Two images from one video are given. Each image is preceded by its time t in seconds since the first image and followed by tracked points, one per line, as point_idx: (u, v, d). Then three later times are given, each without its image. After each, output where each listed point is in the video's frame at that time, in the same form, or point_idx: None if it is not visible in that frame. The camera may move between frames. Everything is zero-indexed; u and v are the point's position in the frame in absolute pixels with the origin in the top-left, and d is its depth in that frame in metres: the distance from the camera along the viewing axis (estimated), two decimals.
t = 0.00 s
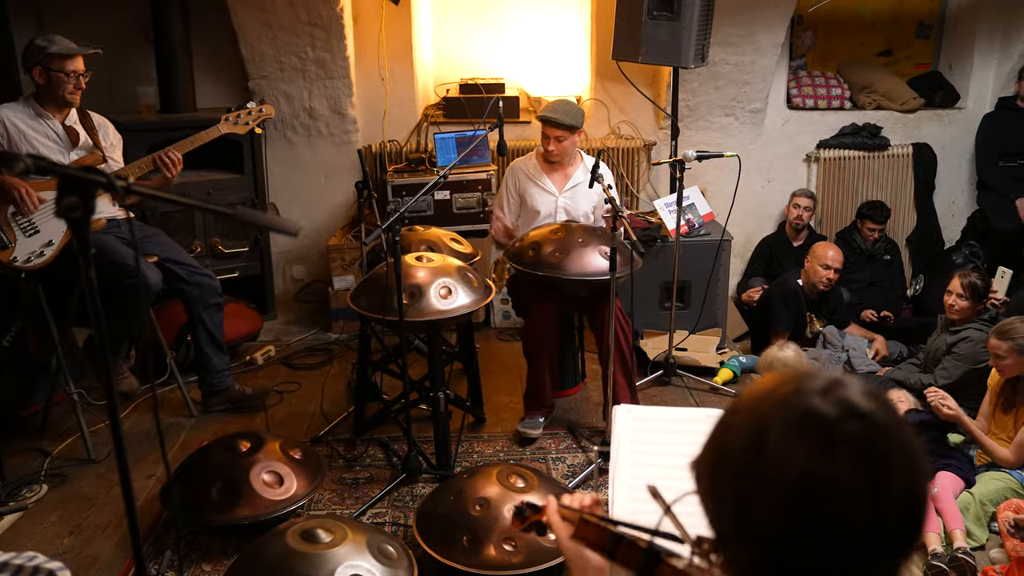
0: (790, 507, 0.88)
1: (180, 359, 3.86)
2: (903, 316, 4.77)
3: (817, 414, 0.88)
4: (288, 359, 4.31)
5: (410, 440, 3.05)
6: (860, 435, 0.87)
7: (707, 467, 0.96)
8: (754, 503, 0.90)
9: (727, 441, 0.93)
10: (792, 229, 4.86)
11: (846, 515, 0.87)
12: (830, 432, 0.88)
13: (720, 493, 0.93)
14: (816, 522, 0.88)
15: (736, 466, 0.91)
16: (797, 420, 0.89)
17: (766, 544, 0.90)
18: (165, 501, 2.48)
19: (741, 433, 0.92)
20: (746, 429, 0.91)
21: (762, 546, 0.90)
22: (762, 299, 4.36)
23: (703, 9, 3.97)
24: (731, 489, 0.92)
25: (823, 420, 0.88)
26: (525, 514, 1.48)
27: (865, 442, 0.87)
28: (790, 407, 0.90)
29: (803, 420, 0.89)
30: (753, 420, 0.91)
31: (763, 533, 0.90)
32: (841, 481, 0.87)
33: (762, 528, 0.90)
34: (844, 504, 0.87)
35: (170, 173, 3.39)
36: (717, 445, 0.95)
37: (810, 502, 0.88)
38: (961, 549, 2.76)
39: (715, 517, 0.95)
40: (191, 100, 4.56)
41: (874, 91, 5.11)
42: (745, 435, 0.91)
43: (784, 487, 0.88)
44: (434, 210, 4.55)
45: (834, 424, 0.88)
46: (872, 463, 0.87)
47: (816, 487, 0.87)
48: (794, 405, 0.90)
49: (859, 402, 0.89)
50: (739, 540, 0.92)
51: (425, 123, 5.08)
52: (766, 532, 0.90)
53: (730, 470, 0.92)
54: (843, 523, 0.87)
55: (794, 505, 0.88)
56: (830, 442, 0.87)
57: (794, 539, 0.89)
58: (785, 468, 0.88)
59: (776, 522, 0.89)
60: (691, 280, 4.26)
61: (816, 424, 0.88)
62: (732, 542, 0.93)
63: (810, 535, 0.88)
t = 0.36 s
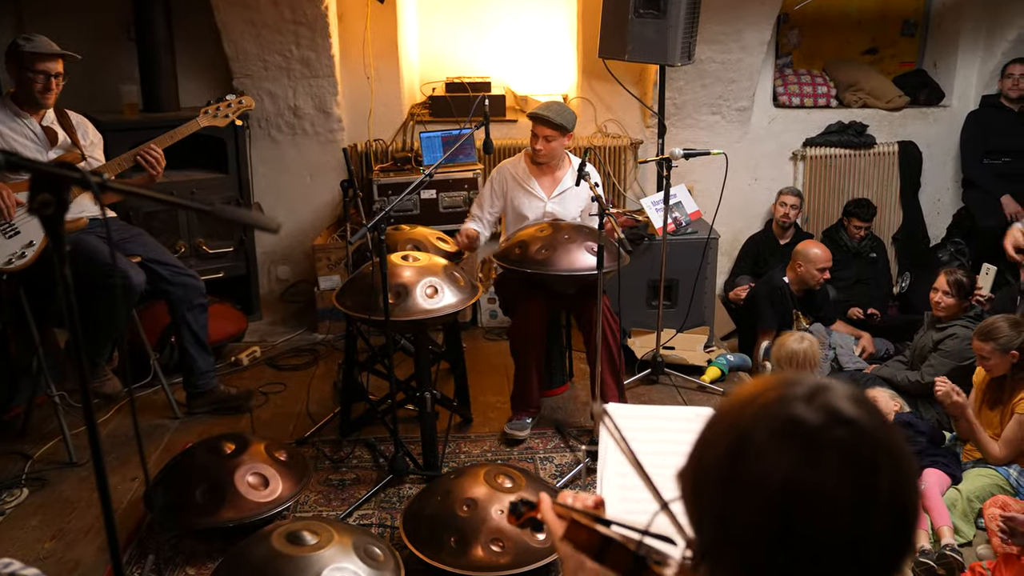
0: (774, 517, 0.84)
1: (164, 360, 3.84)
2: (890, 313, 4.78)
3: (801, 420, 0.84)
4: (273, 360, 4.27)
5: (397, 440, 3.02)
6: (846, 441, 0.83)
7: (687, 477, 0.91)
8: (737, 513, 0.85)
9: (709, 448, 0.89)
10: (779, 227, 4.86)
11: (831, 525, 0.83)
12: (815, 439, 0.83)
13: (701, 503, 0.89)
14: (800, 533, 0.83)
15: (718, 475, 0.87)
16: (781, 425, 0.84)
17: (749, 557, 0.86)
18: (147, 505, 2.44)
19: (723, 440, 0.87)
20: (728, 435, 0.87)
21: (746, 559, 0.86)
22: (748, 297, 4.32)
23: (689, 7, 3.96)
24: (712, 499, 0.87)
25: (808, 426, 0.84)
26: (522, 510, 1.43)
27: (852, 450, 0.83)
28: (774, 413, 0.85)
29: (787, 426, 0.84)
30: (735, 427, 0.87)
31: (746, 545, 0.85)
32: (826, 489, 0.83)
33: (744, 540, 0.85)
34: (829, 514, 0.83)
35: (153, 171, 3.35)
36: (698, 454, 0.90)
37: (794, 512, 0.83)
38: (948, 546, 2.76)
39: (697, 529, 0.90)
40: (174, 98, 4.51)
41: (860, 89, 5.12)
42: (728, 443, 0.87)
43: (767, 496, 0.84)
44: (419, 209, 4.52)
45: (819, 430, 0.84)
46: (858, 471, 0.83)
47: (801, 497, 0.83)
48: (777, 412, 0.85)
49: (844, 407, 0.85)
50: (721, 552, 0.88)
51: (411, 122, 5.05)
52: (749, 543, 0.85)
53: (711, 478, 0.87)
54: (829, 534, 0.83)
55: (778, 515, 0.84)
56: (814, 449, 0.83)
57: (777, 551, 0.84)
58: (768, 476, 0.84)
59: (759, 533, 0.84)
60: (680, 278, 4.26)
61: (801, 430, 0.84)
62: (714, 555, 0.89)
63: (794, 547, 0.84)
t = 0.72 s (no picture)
0: (770, 499, 0.82)
1: (143, 362, 3.79)
2: (871, 309, 4.81)
3: (792, 398, 0.83)
4: (255, 361, 4.23)
5: (381, 440, 3.00)
6: (838, 417, 0.82)
7: (680, 465, 0.89)
8: (732, 498, 0.83)
9: (701, 433, 0.87)
10: (761, 224, 4.88)
11: (827, 506, 0.81)
12: (808, 416, 0.82)
13: (695, 491, 0.86)
14: (798, 515, 0.81)
15: (711, 460, 0.85)
16: (773, 404, 0.83)
17: (747, 544, 0.83)
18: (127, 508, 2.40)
19: (714, 423, 0.85)
20: (721, 417, 0.85)
21: (742, 546, 0.83)
22: (730, 294, 4.33)
23: (671, 3, 3.96)
24: (706, 485, 0.85)
25: (799, 403, 0.82)
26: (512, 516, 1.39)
27: (845, 426, 0.82)
28: (764, 393, 0.84)
29: (778, 405, 0.83)
30: (726, 409, 0.85)
31: (741, 530, 0.83)
32: (821, 467, 0.81)
33: (741, 526, 0.83)
34: (825, 495, 0.81)
35: (130, 169, 3.30)
36: (689, 441, 0.88)
37: (789, 493, 0.81)
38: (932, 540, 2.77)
39: (691, 519, 0.88)
40: (151, 97, 4.45)
41: (840, 87, 5.15)
42: (719, 425, 0.85)
43: (761, 476, 0.81)
44: (402, 207, 4.48)
45: (810, 407, 0.82)
46: (853, 448, 0.81)
47: (796, 477, 0.81)
48: (768, 391, 0.84)
49: (834, 385, 0.84)
50: (718, 542, 0.85)
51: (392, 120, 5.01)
52: (744, 527, 0.83)
53: (704, 464, 0.85)
54: (828, 515, 0.81)
55: (775, 497, 0.81)
56: (808, 426, 0.82)
57: (775, 537, 0.82)
58: (762, 457, 0.81)
59: (756, 517, 0.82)
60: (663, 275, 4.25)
61: (792, 408, 0.82)
62: (711, 546, 0.86)
63: (792, 531, 0.82)
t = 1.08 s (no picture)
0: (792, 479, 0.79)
1: (122, 364, 3.71)
2: (853, 305, 4.83)
3: (811, 375, 0.81)
4: (237, 362, 4.17)
5: (368, 440, 2.96)
6: (860, 394, 0.80)
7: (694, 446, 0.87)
8: (753, 480, 0.81)
9: (716, 413, 0.84)
10: (743, 221, 4.90)
11: (851, 483, 0.79)
12: (829, 394, 0.80)
13: (713, 472, 0.84)
14: (820, 495, 0.79)
15: (730, 441, 0.82)
16: (794, 381, 0.80)
17: (769, 525, 0.81)
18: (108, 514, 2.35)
19: (731, 402, 0.83)
20: (739, 395, 0.82)
21: (763, 524, 0.81)
22: (713, 290, 4.28)
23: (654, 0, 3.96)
24: (724, 467, 0.83)
25: (819, 379, 0.80)
26: (507, 510, 1.43)
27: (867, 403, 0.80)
28: (783, 370, 0.82)
29: (800, 381, 0.80)
30: (745, 387, 0.82)
31: (762, 509, 0.81)
32: (845, 443, 0.79)
33: (762, 506, 0.81)
34: (848, 474, 0.79)
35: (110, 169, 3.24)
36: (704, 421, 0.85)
37: (811, 470, 0.79)
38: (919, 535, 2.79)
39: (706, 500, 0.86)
40: (129, 95, 4.38)
41: (821, 84, 5.17)
42: (737, 404, 0.82)
43: (784, 454, 0.79)
44: (384, 206, 4.44)
45: (831, 384, 0.80)
46: (877, 424, 0.79)
47: (820, 455, 0.79)
48: (787, 369, 0.82)
49: (854, 361, 0.82)
50: (737, 524, 0.83)
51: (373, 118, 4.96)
52: (766, 506, 0.81)
53: (721, 444, 0.83)
54: (852, 493, 0.79)
55: (797, 478, 0.79)
56: (829, 403, 0.79)
57: (797, 514, 0.80)
58: (785, 435, 0.79)
59: (778, 497, 0.80)
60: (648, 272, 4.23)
61: (813, 386, 0.80)
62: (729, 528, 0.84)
63: (814, 510, 0.80)
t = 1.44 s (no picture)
0: (847, 487, 0.74)
1: (92, 367, 3.61)
2: (830, 299, 4.85)
3: (868, 374, 0.75)
4: (211, 363, 4.08)
5: (349, 440, 2.90)
6: (923, 393, 0.74)
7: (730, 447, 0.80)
8: (810, 487, 0.75)
9: (759, 414, 0.78)
10: (721, 216, 4.89)
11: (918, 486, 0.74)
12: (889, 395, 0.74)
13: (754, 476, 0.78)
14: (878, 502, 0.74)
15: (776, 444, 0.76)
16: (852, 381, 0.75)
17: (819, 534, 0.76)
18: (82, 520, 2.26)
19: (779, 403, 0.76)
20: (789, 396, 0.76)
21: (821, 532, 0.76)
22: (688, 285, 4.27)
23: None
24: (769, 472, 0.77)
25: (878, 377, 0.75)
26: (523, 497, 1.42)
27: (929, 405, 0.74)
28: (837, 369, 0.76)
29: (857, 381, 0.75)
30: (794, 386, 0.76)
31: (820, 516, 0.75)
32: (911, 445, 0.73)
33: (818, 515, 0.76)
34: (908, 482, 0.74)
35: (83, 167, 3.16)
36: (744, 422, 0.79)
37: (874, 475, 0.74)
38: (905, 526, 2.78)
39: (745, 506, 0.80)
40: (95, 91, 4.27)
41: (796, 79, 5.22)
42: (787, 405, 0.76)
43: (845, 458, 0.74)
44: (360, 203, 4.37)
45: (890, 384, 0.74)
46: (942, 424, 0.74)
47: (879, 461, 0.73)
48: (841, 368, 0.76)
49: (910, 356, 0.77)
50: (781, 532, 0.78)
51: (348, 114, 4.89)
52: (825, 513, 0.75)
53: (767, 448, 0.77)
54: (917, 496, 0.74)
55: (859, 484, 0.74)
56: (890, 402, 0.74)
57: (859, 520, 0.75)
58: (841, 440, 0.74)
59: (838, 504, 0.75)
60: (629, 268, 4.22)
61: (870, 387, 0.74)
62: (771, 535, 0.79)
63: (870, 519, 0.75)
